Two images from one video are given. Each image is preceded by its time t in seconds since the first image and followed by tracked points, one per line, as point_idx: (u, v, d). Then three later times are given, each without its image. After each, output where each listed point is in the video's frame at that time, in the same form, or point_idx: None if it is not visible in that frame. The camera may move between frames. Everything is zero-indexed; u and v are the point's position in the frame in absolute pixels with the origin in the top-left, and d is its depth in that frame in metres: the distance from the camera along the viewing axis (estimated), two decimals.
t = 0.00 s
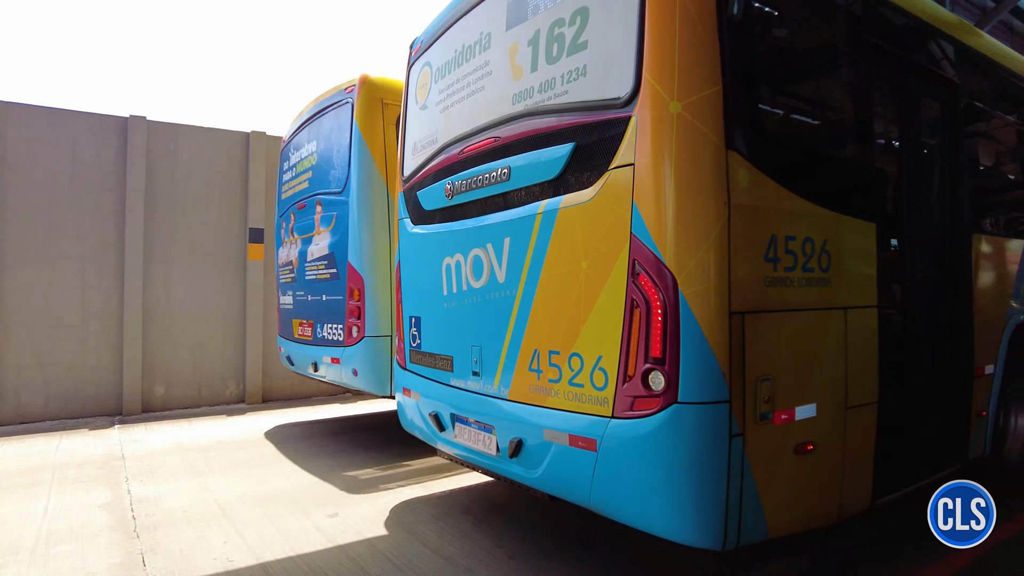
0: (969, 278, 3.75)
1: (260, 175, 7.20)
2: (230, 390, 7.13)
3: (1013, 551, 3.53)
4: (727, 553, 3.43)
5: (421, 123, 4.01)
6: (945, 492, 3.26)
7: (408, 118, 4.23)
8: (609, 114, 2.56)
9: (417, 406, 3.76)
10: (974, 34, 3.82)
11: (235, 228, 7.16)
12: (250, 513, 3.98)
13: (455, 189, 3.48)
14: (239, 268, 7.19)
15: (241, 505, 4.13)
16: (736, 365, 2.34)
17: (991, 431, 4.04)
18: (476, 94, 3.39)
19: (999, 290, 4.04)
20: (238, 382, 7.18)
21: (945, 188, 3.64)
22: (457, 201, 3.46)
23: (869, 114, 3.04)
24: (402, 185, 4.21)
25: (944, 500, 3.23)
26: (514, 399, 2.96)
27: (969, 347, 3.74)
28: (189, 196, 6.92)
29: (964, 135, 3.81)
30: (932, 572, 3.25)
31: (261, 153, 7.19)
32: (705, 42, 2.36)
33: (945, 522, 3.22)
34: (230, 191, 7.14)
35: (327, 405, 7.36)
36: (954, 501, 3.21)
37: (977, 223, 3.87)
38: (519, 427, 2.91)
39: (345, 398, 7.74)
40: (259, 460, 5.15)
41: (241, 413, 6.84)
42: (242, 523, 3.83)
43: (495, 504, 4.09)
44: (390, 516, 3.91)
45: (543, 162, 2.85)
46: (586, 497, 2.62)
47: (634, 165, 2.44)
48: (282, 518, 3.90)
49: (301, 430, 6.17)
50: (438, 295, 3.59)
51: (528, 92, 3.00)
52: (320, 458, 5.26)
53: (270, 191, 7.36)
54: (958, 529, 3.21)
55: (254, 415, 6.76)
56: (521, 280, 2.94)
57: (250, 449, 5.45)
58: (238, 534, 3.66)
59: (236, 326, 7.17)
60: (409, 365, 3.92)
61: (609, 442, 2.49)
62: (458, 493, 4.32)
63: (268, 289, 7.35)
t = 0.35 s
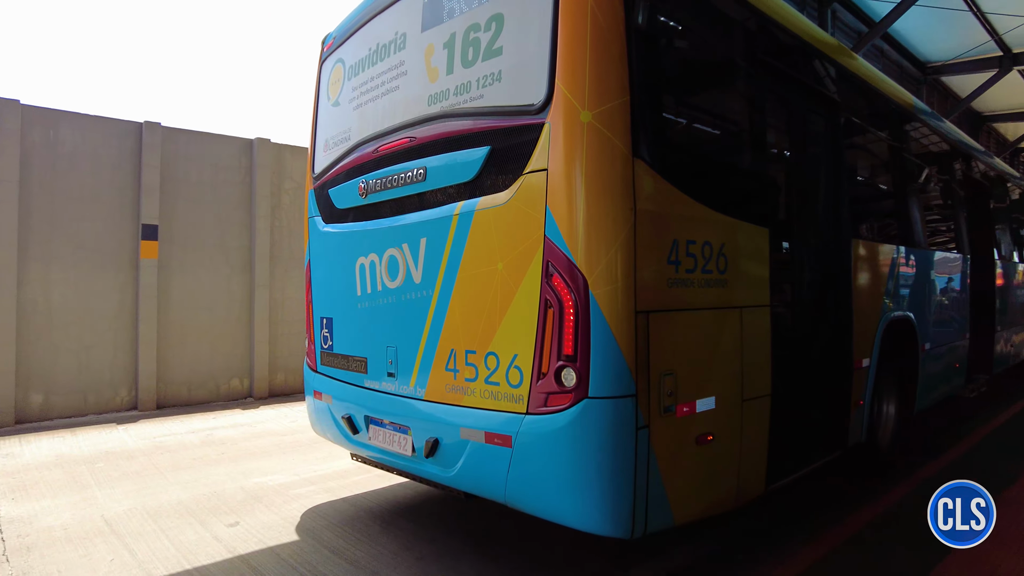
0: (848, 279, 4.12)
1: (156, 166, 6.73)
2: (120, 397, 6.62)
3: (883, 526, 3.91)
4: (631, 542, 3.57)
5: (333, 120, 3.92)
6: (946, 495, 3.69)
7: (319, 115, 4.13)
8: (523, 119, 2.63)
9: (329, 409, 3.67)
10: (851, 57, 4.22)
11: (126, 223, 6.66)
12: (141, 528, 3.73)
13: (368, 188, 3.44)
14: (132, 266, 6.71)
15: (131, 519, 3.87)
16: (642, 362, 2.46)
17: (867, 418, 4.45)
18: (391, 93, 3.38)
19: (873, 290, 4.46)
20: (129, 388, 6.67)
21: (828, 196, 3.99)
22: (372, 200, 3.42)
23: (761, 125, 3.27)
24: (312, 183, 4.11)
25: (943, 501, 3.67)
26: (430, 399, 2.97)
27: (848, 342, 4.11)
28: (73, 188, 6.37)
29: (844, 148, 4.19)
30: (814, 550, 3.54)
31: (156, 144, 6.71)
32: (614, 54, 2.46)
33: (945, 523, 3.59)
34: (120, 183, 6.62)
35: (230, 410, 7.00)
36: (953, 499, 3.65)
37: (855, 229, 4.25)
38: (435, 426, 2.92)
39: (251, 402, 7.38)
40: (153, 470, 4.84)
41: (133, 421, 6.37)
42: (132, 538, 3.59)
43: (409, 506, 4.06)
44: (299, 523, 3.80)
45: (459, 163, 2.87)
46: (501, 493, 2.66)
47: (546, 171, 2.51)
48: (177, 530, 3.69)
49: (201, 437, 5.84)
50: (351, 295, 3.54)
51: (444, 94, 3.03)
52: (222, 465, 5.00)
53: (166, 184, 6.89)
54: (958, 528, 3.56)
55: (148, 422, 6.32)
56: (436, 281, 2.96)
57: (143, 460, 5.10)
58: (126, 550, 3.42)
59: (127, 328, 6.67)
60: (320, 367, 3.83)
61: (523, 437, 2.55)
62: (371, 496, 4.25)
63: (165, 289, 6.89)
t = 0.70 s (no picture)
0: (753, 279, 4.40)
1: (46, 154, 6.18)
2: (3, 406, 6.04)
3: (782, 511, 4.21)
4: (550, 537, 3.66)
5: (249, 113, 3.77)
6: (950, 498, 3.88)
7: (233, 108, 3.96)
8: (447, 119, 2.64)
9: (244, 412, 3.53)
10: (755, 68, 4.50)
11: (9, 216, 6.07)
12: (28, 547, 3.43)
13: (286, 184, 3.34)
14: (17, 263, 6.13)
15: (16, 538, 3.55)
16: (564, 359, 2.53)
17: (771, 409, 4.78)
18: (311, 88, 3.29)
19: (776, 289, 4.79)
20: (14, 396, 6.10)
21: (736, 201, 4.25)
22: (290, 197, 3.32)
23: (675, 132, 3.44)
24: (226, 177, 3.93)
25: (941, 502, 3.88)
26: (352, 400, 2.92)
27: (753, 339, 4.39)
28: None
29: (750, 154, 4.47)
30: (721, 537, 3.75)
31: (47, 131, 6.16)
32: (536, 59, 2.53)
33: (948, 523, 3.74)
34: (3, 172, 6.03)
35: (131, 416, 6.54)
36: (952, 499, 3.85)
37: (760, 231, 4.55)
38: (356, 427, 2.87)
39: (155, 408, 6.93)
40: (42, 484, 4.45)
41: (19, 431, 5.83)
42: (17, 558, 3.29)
43: (327, 510, 3.96)
44: (210, 533, 3.61)
45: (382, 161, 2.85)
46: (425, 492, 2.66)
47: (471, 171, 2.53)
48: (70, 547, 3.43)
49: (98, 447, 5.43)
50: (267, 295, 3.42)
51: (366, 91, 2.98)
52: (122, 475, 4.68)
53: (59, 174, 6.34)
54: (959, 529, 3.70)
55: (36, 433, 5.80)
56: (358, 280, 2.91)
57: (29, 473, 4.68)
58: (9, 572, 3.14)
59: (11, 330, 6.08)
60: (233, 370, 3.68)
61: (448, 436, 2.56)
62: (288, 502, 4.11)
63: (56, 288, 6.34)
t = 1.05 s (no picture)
0: (677, 279, 4.60)
1: None
2: None
3: (704, 501, 4.41)
4: (480, 535, 3.68)
5: (168, 105, 3.61)
6: (946, 497, 4.10)
7: (151, 99, 3.77)
8: (378, 117, 2.62)
9: (162, 418, 3.37)
10: (678, 75, 4.71)
11: None
12: None
13: (208, 180, 3.21)
14: None
15: None
16: (496, 357, 2.57)
17: (693, 404, 5.01)
18: (236, 81, 3.18)
19: (698, 289, 5.03)
20: None
21: (659, 203, 4.44)
22: (211, 192, 3.20)
23: (602, 136, 3.56)
24: (142, 171, 3.74)
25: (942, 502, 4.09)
26: (278, 403, 2.84)
27: (676, 336, 4.58)
28: None
29: (674, 158, 4.67)
30: (647, 529, 3.89)
31: None
32: (467, 59, 2.56)
33: (945, 526, 3.83)
34: None
35: (33, 424, 6.07)
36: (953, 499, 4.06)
37: (683, 234, 4.77)
38: (283, 430, 2.80)
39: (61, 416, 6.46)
40: None
41: None
42: None
43: (251, 517, 3.82)
44: (121, 546, 3.41)
45: (311, 158, 2.79)
46: (356, 494, 2.63)
47: (402, 170, 2.53)
48: None
49: None
50: (188, 294, 3.28)
51: (294, 85, 2.91)
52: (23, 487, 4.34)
53: None
54: (958, 531, 3.80)
55: None
56: (285, 279, 2.84)
57: None
58: None
59: None
60: (151, 373, 3.51)
61: (379, 437, 2.54)
62: (208, 510, 3.94)
63: None
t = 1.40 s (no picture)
0: (618, 279, 4.72)
1: None
2: None
3: (644, 497, 4.54)
4: (423, 537, 3.67)
5: (96, 96, 3.44)
6: (946, 494, 4.01)
7: (76, 89, 3.59)
8: (320, 114, 2.58)
9: (91, 423, 3.23)
10: (619, 80, 4.85)
11: None
12: None
13: (141, 175, 3.09)
14: None
15: None
16: (441, 356, 2.58)
17: (634, 400, 5.15)
18: (170, 73, 3.07)
19: (639, 288, 5.18)
20: None
21: (601, 205, 4.55)
22: (144, 189, 3.08)
23: (547, 138, 3.62)
24: (67, 165, 3.56)
25: (941, 502, 4.01)
26: (216, 406, 2.77)
27: (618, 335, 4.71)
28: None
29: (616, 161, 4.80)
30: (589, 525, 3.97)
31: None
32: (412, 57, 2.56)
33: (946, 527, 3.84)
34: None
35: None
36: (952, 499, 3.98)
37: (625, 234, 4.90)
38: (221, 434, 2.73)
39: None
40: None
41: None
42: None
43: (184, 526, 3.68)
44: (45, 560, 3.25)
45: (250, 154, 2.73)
46: (298, 497, 2.59)
47: (345, 168, 2.50)
48: None
49: None
50: (120, 294, 3.16)
51: (233, 80, 2.84)
52: None
53: None
54: (958, 533, 3.79)
55: None
56: (222, 279, 2.77)
57: None
58: None
59: None
60: (79, 377, 3.36)
61: (322, 439, 2.50)
62: (137, 519, 3.77)
63: None
